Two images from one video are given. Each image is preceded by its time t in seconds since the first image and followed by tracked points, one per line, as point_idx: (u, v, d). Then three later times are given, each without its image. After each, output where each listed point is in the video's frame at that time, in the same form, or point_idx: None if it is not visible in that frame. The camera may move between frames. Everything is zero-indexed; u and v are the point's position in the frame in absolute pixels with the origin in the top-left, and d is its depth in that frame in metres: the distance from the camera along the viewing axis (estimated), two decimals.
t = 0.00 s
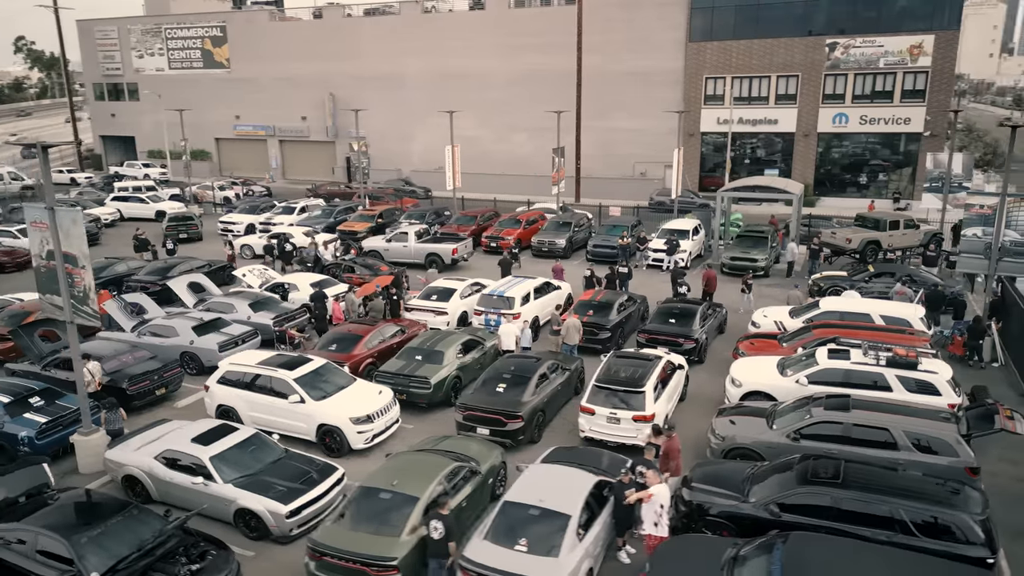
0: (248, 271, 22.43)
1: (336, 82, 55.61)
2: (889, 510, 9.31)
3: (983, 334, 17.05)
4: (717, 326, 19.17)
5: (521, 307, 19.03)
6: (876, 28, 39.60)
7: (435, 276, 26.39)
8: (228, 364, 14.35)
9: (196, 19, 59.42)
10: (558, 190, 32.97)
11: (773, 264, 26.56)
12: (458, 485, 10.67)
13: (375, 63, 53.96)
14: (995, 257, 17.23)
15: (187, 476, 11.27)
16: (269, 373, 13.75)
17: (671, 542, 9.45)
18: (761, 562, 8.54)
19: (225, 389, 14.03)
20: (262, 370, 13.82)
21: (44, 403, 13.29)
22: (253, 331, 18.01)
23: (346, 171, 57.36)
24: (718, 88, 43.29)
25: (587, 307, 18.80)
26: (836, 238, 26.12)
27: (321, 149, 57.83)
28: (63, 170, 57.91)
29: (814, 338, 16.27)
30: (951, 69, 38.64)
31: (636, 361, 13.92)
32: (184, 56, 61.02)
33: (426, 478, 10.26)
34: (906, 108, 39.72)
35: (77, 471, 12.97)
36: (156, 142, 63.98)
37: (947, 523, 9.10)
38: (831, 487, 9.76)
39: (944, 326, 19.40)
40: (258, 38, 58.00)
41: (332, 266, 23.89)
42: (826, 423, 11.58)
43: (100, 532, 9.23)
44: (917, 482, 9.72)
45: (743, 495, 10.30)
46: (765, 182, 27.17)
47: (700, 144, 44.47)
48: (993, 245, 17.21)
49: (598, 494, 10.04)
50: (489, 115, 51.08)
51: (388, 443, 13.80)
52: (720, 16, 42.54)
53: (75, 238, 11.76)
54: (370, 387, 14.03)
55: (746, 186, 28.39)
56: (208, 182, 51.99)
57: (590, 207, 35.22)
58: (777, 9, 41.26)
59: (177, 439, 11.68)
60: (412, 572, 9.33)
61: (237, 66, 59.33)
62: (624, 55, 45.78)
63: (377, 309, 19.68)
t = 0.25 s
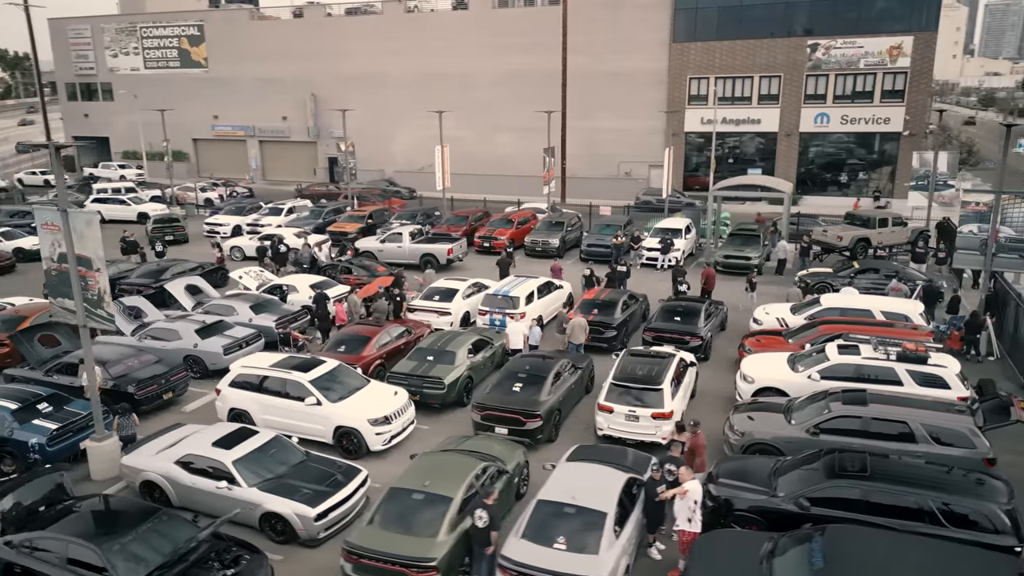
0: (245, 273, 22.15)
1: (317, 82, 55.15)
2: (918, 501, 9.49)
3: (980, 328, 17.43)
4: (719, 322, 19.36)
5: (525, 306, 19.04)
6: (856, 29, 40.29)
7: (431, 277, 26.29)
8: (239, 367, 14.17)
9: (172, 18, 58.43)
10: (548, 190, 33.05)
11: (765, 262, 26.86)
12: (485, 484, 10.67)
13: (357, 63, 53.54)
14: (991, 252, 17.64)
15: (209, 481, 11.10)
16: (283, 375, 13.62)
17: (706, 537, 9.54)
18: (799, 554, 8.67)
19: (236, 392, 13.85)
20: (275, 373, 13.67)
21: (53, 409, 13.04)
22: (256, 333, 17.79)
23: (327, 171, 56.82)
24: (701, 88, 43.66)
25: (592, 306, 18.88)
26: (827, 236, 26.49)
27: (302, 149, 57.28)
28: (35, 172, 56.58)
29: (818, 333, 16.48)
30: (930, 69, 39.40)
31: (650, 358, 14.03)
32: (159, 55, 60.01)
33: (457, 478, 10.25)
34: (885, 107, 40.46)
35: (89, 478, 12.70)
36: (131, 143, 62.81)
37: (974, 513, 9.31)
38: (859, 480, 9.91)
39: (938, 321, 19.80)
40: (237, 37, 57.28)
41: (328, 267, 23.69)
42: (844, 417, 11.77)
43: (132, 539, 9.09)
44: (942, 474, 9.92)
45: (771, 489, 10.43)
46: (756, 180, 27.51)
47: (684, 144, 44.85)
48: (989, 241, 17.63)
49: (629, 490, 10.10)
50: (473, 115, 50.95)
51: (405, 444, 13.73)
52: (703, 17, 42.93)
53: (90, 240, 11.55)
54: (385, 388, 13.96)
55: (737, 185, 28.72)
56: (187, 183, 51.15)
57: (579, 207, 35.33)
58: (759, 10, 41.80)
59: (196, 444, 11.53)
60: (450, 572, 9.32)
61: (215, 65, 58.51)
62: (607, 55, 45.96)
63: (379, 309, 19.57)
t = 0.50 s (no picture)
0: (239, 275, 21.82)
1: (293, 82, 54.50)
2: (946, 491, 9.71)
3: (973, 322, 17.92)
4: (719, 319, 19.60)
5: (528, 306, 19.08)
6: (832, 31, 41.07)
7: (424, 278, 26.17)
8: (252, 370, 13.96)
9: (142, 16, 57.23)
10: (536, 189, 33.12)
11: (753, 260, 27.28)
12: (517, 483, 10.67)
13: (334, 63, 53.00)
14: (982, 248, 18.14)
15: (235, 487, 10.94)
16: (298, 378, 13.47)
17: (742, 530, 9.66)
18: (840, 545, 8.81)
19: (250, 396, 13.65)
20: (291, 377, 13.51)
21: (62, 416, 12.72)
22: (259, 337, 17.54)
23: (304, 172, 56.18)
24: (681, 88, 44.11)
25: (595, 305, 19.00)
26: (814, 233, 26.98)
27: (278, 150, 56.59)
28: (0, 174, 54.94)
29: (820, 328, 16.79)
30: (904, 70, 40.32)
31: (665, 356, 14.16)
32: (129, 54, 58.74)
33: (492, 478, 10.24)
34: (861, 107, 41.30)
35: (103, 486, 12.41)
36: (100, 145, 61.39)
37: (1001, 502, 9.55)
38: (888, 472, 10.11)
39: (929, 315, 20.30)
40: (210, 36, 56.33)
41: (322, 268, 23.46)
42: (862, 410, 12.01)
43: (168, 547, 8.95)
44: (966, 465, 10.16)
45: (799, 482, 10.58)
46: (744, 179, 27.93)
47: (665, 143, 45.26)
48: (981, 237, 18.13)
49: (663, 486, 10.20)
50: (452, 116, 50.74)
51: (423, 445, 13.67)
52: (682, 18, 43.40)
53: (106, 244, 11.31)
54: (402, 389, 13.89)
55: (724, 184, 29.06)
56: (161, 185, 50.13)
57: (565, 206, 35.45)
58: (737, 11, 42.36)
59: (219, 449, 11.35)
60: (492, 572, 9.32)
61: (188, 65, 57.48)
62: (587, 56, 46.13)
63: (381, 311, 19.44)
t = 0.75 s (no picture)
0: (234, 277, 21.51)
1: (272, 82, 53.87)
2: (970, 481, 9.94)
3: (966, 317, 18.39)
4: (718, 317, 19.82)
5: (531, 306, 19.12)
6: (811, 33, 41.76)
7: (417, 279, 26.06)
8: (263, 373, 13.81)
9: (115, 15, 56.07)
10: (525, 189, 33.17)
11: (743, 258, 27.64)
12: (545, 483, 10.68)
13: (314, 63, 52.50)
14: (974, 244, 18.63)
15: (259, 492, 10.80)
16: (314, 380, 13.36)
17: (772, 526, 9.79)
18: (875, 538, 8.97)
19: (263, 400, 13.49)
20: (305, 379, 13.38)
21: (73, 423, 12.43)
22: (262, 340, 17.32)
23: (284, 173, 55.55)
24: (663, 89, 44.51)
25: (596, 304, 19.10)
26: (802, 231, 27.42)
27: (256, 151, 55.90)
28: None
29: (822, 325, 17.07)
30: (881, 71, 41.16)
31: (677, 353, 14.29)
32: (101, 54, 57.50)
33: (523, 477, 10.24)
34: (839, 108, 42.05)
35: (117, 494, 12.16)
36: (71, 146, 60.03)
37: None
38: (911, 464, 10.31)
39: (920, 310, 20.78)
40: (185, 35, 55.42)
41: (317, 270, 23.24)
42: (877, 405, 12.25)
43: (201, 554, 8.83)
44: (986, 456, 10.41)
45: (823, 476, 10.75)
46: (733, 178, 28.28)
47: (647, 143, 45.60)
48: (973, 234, 18.61)
49: (692, 482, 10.28)
50: (434, 116, 50.59)
51: (440, 445, 13.62)
52: (664, 19, 43.79)
53: (122, 245, 11.08)
54: (416, 391, 13.83)
55: (712, 184, 29.41)
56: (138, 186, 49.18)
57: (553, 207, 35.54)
58: (717, 13, 42.88)
59: (240, 454, 11.20)
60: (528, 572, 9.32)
61: (163, 64, 56.49)
62: (570, 56, 46.32)
63: (382, 313, 19.34)
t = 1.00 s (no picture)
0: (228, 280, 21.17)
1: (246, 82, 53.13)
2: (992, 471, 10.23)
3: (958, 310, 18.91)
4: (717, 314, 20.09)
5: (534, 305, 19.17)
6: (787, 34, 42.49)
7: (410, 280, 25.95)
8: (277, 376, 13.64)
9: (83, 13, 54.67)
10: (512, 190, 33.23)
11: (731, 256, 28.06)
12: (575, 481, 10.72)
13: (290, 63, 51.90)
14: (965, 240, 19.17)
15: (288, 496, 10.67)
16: (331, 383, 13.25)
17: (804, 517, 9.95)
18: (908, 527, 9.18)
19: (278, 403, 13.34)
20: (321, 382, 13.26)
21: (86, 430, 12.16)
22: (266, 343, 17.09)
23: (260, 175, 54.83)
24: (643, 89, 44.93)
25: (599, 302, 19.22)
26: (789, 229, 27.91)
27: (231, 152, 55.11)
28: None
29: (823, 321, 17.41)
30: (855, 72, 42.05)
31: (689, 350, 14.46)
32: (68, 53, 55.98)
33: (557, 476, 10.27)
34: (815, 108, 42.87)
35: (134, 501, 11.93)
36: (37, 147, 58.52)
37: None
38: (934, 454, 10.58)
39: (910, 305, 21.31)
40: (156, 35, 54.36)
41: (311, 272, 23.00)
42: (890, 397, 12.53)
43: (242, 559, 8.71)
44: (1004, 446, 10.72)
45: (847, 467, 10.96)
46: (720, 177, 28.68)
47: (627, 143, 45.98)
48: (963, 230, 19.15)
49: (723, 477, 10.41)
50: (414, 116, 50.40)
51: (458, 446, 13.60)
52: (643, 20, 44.19)
53: (142, 248, 10.88)
54: (433, 391, 13.79)
55: (699, 183, 29.76)
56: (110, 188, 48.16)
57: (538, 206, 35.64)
58: (695, 14, 43.41)
59: (266, 459, 11.06)
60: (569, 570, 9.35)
61: (133, 64, 55.35)
62: (549, 56, 46.51)
63: (384, 314, 19.23)
